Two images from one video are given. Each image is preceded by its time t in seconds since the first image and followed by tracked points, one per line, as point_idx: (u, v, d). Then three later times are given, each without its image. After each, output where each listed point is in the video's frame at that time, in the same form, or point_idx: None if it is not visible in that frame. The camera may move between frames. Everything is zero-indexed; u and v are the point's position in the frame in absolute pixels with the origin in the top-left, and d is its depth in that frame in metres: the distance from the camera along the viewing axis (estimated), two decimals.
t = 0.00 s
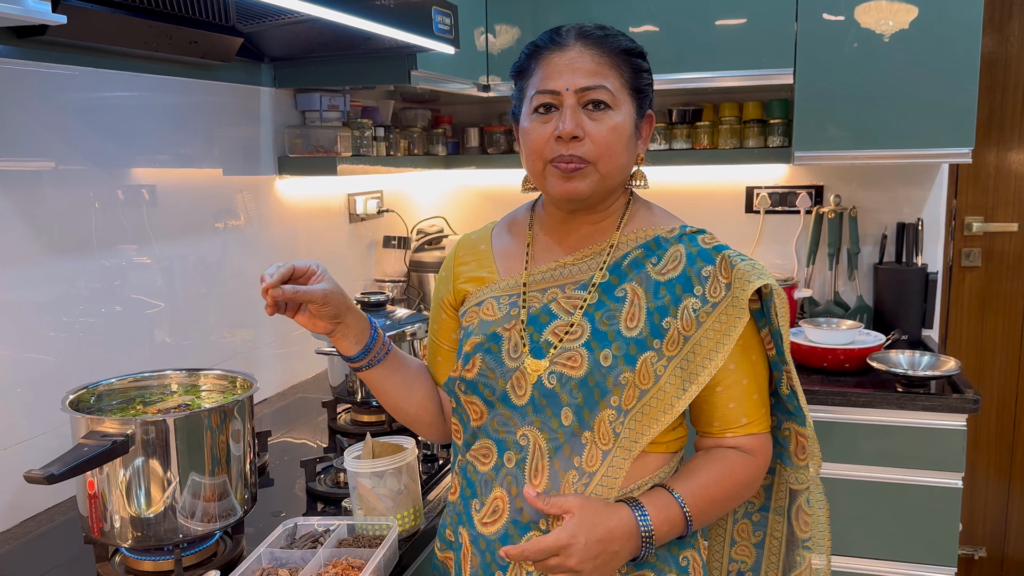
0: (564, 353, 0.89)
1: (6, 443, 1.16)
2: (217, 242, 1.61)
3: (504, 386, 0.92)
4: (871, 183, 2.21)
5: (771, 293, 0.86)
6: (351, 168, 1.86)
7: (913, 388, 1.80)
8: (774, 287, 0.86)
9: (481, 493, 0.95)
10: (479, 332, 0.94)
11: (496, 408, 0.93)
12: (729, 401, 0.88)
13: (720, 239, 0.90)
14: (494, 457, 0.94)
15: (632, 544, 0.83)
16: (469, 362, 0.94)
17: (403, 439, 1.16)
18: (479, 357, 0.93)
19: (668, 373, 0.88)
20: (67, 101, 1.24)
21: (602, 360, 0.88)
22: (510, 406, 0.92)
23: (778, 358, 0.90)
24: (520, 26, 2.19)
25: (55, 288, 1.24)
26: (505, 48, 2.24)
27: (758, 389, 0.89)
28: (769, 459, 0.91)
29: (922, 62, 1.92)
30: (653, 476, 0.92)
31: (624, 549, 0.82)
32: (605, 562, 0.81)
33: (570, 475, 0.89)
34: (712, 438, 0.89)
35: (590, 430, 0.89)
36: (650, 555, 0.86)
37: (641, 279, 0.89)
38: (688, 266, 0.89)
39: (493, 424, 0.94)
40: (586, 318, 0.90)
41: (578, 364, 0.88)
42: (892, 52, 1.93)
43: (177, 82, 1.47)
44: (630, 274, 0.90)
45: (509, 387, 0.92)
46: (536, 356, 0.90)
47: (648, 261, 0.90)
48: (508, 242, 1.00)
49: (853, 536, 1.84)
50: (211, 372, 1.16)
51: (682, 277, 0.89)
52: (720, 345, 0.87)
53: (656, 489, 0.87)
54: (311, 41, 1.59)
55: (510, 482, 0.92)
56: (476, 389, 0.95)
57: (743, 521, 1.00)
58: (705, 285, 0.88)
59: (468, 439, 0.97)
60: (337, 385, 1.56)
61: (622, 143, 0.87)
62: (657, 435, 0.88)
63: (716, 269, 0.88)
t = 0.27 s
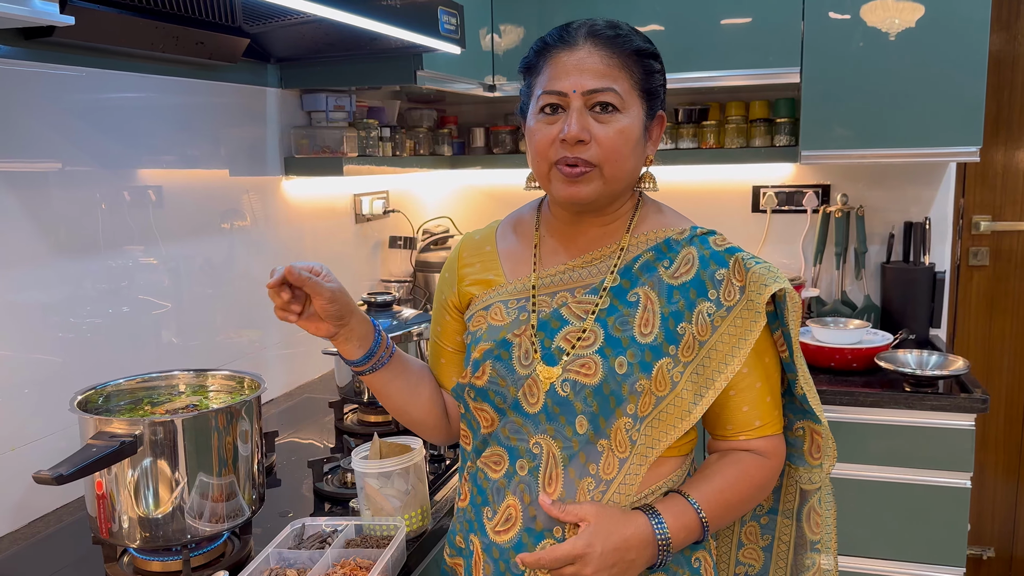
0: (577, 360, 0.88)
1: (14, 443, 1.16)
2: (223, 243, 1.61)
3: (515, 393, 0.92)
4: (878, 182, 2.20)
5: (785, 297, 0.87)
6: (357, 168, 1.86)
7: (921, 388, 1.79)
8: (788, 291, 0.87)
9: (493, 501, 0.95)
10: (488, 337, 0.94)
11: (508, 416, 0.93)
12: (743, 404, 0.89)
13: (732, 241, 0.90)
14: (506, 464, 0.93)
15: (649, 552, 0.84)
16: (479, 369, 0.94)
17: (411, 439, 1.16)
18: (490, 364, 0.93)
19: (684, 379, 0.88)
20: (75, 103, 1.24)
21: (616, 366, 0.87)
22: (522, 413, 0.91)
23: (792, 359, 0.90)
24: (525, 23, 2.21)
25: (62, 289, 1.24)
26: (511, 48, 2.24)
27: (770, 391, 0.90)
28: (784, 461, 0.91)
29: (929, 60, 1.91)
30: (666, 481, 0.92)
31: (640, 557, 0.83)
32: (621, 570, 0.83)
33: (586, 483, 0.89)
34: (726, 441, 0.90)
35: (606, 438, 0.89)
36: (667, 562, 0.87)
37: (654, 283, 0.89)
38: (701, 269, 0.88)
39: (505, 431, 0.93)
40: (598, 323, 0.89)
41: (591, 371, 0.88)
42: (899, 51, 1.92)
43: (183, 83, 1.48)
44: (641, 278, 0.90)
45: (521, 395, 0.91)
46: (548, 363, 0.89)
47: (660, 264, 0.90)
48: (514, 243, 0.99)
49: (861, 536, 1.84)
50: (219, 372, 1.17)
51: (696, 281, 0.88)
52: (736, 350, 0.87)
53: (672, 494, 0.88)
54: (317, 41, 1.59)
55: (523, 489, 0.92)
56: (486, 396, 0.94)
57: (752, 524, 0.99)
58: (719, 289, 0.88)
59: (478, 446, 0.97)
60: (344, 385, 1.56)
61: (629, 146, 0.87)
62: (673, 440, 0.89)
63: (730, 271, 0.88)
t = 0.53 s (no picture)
0: (582, 364, 0.88)
1: (21, 442, 1.17)
2: (228, 243, 1.61)
3: (519, 396, 0.92)
4: (883, 180, 2.19)
5: (793, 299, 0.86)
6: (361, 168, 1.86)
7: (927, 387, 1.79)
8: (796, 293, 0.86)
9: (496, 504, 0.94)
10: (491, 340, 0.94)
11: (511, 418, 0.93)
12: (748, 408, 0.88)
13: (739, 243, 0.89)
14: (510, 467, 0.93)
15: (648, 558, 0.83)
16: (482, 371, 0.93)
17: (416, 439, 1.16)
18: (493, 366, 0.93)
19: (690, 383, 0.87)
20: (80, 103, 1.25)
21: (621, 370, 0.87)
22: (525, 416, 0.91)
23: (799, 363, 0.90)
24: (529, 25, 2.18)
25: (67, 289, 1.24)
26: (515, 47, 2.23)
27: (776, 395, 0.89)
28: (788, 467, 0.91)
29: (935, 58, 1.90)
30: (672, 484, 0.92)
31: (639, 562, 0.83)
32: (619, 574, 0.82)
33: (591, 486, 0.89)
34: (732, 445, 0.89)
35: (610, 442, 0.89)
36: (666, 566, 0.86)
37: (659, 286, 0.89)
38: (708, 272, 0.88)
39: (508, 434, 0.93)
40: (603, 326, 0.89)
41: (596, 374, 0.87)
42: (904, 49, 1.91)
43: (188, 83, 1.48)
44: (647, 281, 0.90)
45: (524, 398, 0.91)
46: (552, 366, 0.89)
47: (665, 267, 0.90)
48: (518, 243, 0.99)
49: (866, 536, 1.83)
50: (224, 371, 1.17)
51: (703, 283, 0.88)
52: (743, 353, 0.87)
53: (673, 499, 0.88)
54: (321, 40, 1.59)
55: (526, 493, 0.91)
56: (489, 399, 0.94)
57: (757, 528, 0.99)
58: (725, 292, 0.88)
59: (481, 448, 0.97)
60: (349, 384, 1.56)
61: (635, 149, 0.86)
62: (678, 445, 0.88)
63: (737, 274, 0.88)
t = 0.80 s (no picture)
0: (582, 364, 0.88)
1: (24, 442, 1.17)
2: (231, 242, 1.62)
3: (518, 396, 0.92)
4: (887, 179, 2.19)
5: (796, 301, 0.85)
6: (364, 167, 1.86)
7: (931, 386, 1.78)
8: (799, 294, 0.85)
9: (496, 503, 0.94)
10: (492, 339, 0.94)
11: (511, 418, 0.93)
12: (750, 411, 0.88)
13: (742, 244, 0.88)
14: (509, 466, 0.93)
15: (644, 559, 0.82)
16: (483, 370, 0.94)
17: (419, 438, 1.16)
18: (494, 365, 0.93)
19: (691, 384, 0.87)
20: (83, 102, 1.25)
21: (620, 371, 0.87)
22: (525, 416, 0.91)
23: (801, 366, 0.89)
24: (532, 23, 2.19)
25: (70, 288, 1.24)
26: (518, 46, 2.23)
27: (778, 398, 0.89)
28: (790, 471, 0.90)
29: (938, 57, 1.89)
30: (673, 485, 0.91)
31: (636, 563, 0.82)
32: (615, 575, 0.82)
33: (590, 486, 0.89)
34: (735, 448, 0.89)
35: (610, 442, 0.89)
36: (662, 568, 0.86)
37: (661, 286, 0.88)
38: (710, 272, 0.87)
39: (508, 433, 0.93)
40: (603, 326, 0.89)
41: (596, 375, 0.87)
42: (908, 48, 1.91)
43: (191, 82, 1.48)
44: (649, 281, 0.89)
45: (524, 397, 0.91)
46: (552, 366, 0.89)
47: (667, 267, 0.89)
48: (521, 243, 0.99)
49: (870, 535, 1.83)
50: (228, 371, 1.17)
51: (704, 284, 0.87)
52: (744, 355, 0.86)
53: (672, 500, 0.87)
54: (324, 40, 1.59)
55: (526, 492, 0.91)
56: (490, 398, 0.94)
57: (759, 532, 0.99)
58: (728, 293, 0.87)
59: (482, 447, 0.97)
60: (352, 383, 1.56)
61: (636, 152, 0.86)
62: (678, 446, 0.88)
63: (739, 275, 0.87)
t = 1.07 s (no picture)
0: (583, 363, 0.88)
1: (28, 440, 1.17)
2: (234, 242, 1.62)
3: (520, 395, 0.91)
4: (890, 179, 2.19)
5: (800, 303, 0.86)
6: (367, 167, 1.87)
7: (934, 387, 1.78)
8: (802, 296, 0.85)
9: (497, 502, 0.94)
10: (495, 338, 0.94)
11: (512, 417, 0.93)
12: (753, 413, 0.87)
13: (746, 245, 0.88)
14: (510, 466, 0.93)
15: (643, 560, 0.82)
16: (485, 369, 0.94)
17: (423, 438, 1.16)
18: (496, 364, 0.93)
19: (692, 385, 0.87)
20: (86, 102, 1.25)
21: (621, 371, 0.87)
22: (526, 415, 0.91)
23: (805, 369, 0.88)
24: (535, 22, 2.18)
25: (73, 288, 1.24)
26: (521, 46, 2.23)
27: (782, 401, 0.88)
28: (794, 475, 0.89)
29: (942, 57, 1.89)
30: (675, 486, 0.91)
31: (635, 564, 0.82)
32: None
33: (590, 486, 0.89)
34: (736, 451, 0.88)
35: (610, 442, 0.88)
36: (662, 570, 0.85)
37: (664, 286, 0.88)
38: (714, 273, 0.87)
39: (509, 433, 0.93)
40: (605, 326, 0.88)
41: (597, 375, 0.87)
42: (911, 48, 1.90)
43: (194, 82, 1.48)
44: (652, 281, 0.89)
45: (525, 397, 0.91)
46: (553, 366, 0.89)
47: (670, 267, 0.89)
48: (526, 243, 0.99)
49: (873, 535, 1.83)
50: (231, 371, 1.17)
51: (708, 285, 0.87)
52: (746, 358, 0.86)
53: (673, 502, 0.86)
54: (327, 39, 1.59)
55: (526, 491, 0.92)
56: (491, 397, 0.94)
57: (765, 535, 0.99)
58: (731, 295, 0.87)
59: (484, 446, 0.97)
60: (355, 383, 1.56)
61: (637, 153, 0.86)
62: (679, 447, 0.88)
63: (743, 276, 0.87)
